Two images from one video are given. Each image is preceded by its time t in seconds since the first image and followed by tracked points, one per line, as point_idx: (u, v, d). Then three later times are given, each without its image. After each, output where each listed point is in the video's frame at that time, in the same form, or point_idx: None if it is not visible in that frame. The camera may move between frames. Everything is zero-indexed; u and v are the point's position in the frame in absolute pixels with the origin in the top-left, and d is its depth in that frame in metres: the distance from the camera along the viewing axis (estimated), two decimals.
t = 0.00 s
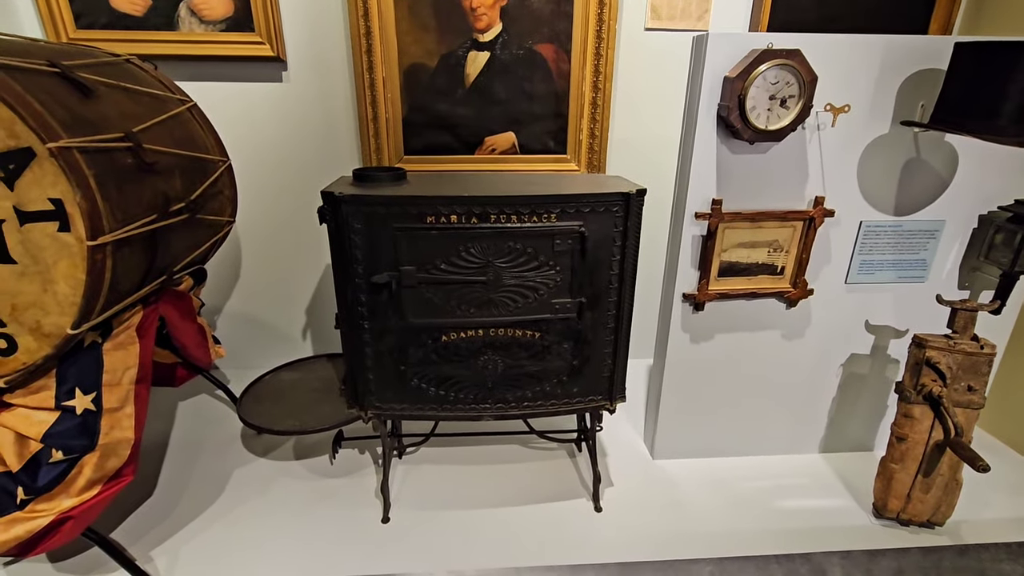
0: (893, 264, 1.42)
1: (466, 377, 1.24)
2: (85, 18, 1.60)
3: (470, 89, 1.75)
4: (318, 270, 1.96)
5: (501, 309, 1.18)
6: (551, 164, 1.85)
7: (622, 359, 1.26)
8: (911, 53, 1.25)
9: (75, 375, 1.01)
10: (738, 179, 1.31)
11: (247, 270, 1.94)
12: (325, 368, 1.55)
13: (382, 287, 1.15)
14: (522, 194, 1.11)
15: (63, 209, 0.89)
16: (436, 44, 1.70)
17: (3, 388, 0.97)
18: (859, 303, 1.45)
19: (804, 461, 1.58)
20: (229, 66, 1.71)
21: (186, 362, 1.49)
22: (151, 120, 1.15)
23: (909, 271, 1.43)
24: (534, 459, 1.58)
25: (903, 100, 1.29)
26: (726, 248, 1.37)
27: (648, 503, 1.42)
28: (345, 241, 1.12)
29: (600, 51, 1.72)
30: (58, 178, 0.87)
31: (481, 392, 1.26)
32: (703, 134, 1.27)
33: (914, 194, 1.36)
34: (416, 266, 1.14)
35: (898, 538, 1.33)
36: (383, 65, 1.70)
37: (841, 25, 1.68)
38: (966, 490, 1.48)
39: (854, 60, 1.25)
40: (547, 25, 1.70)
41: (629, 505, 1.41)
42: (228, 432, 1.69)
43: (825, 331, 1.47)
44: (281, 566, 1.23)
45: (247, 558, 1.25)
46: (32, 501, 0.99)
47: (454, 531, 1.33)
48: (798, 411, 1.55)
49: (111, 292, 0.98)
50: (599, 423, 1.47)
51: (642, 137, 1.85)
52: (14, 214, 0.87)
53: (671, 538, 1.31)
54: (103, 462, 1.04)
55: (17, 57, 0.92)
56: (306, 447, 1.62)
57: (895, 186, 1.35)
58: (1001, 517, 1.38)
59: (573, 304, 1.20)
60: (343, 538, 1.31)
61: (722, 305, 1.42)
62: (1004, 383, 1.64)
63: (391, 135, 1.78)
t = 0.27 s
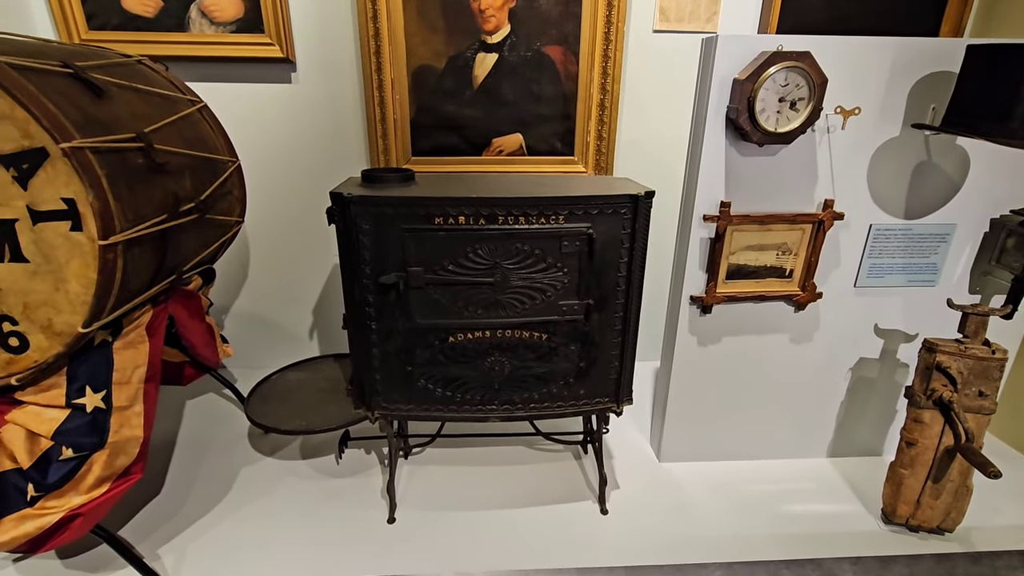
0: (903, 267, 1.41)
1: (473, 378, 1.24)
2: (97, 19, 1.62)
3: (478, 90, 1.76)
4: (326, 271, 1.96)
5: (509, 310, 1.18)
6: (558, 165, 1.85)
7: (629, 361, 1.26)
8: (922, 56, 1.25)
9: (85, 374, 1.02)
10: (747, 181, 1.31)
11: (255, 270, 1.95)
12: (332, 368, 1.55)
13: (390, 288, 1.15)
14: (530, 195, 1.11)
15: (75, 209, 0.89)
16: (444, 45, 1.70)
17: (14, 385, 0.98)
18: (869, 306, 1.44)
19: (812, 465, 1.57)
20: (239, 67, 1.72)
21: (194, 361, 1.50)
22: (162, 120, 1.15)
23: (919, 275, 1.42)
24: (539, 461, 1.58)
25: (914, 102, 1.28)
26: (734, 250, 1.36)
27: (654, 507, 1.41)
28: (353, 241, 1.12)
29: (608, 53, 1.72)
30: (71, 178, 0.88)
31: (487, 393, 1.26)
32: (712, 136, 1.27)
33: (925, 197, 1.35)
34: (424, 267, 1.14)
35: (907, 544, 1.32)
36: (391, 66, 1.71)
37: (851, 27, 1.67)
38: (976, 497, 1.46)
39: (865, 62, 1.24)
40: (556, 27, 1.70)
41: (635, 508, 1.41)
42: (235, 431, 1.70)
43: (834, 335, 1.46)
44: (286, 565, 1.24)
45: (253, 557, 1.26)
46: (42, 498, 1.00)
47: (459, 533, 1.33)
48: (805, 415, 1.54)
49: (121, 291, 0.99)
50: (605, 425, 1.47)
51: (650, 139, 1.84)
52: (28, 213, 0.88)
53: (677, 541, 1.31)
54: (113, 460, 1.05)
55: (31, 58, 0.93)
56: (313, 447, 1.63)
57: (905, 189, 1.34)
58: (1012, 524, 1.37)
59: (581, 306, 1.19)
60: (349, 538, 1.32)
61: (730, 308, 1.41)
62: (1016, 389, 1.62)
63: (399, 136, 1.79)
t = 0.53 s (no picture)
0: (918, 273, 1.39)
1: (484, 381, 1.25)
2: (118, 23, 1.65)
3: (490, 94, 1.77)
4: (338, 272, 1.98)
5: (520, 313, 1.18)
6: (570, 169, 1.85)
7: (639, 365, 1.26)
8: (938, 60, 1.24)
9: (103, 372, 1.04)
10: (759, 186, 1.30)
11: (268, 271, 1.97)
12: (344, 369, 1.56)
13: (402, 290, 1.16)
14: (542, 199, 1.11)
15: (95, 210, 0.91)
16: (457, 49, 1.72)
17: (33, 383, 0.99)
18: (883, 312, 1.43)
19: (824, 472, 1.56)
20: (255, 70, 1.74)
21: (209, 360, 1.52)
22: (180, 123, 1.17)
23: (934, 281, 1.40)
24: (548, 464, 1.58)
25: (930, 107, 1.27)
26: (747, 255, 1.36)
27: (663, 512, 1.41)
28: (366, 243, 1.13)
29: (620, 56, 1.72)
30: (92, 180, 0.89)
31: (497, 396, 1.26)
32: (725, 140, 1.27)
33: (941, 203, 1.34)
34: (436, 269, 1.14)
35: (920, 553, 1.30)
36: (405, 70, 1.72)
37: (866, 31, 1.66)
38: (992, 507, 1.44)
39: (880, 67, 1.24)
40: (568, 31, 1.71)
41: (644, 513, 1.40)
42: (247, 430, 1.72)
43: (847, 341, 1.45)
44: (297, 564, 1.25)
45: (263, 556, 1.27)
46: (60, 493, 1.03)
47: (468, 534, 1.34)
48: (817, 421, 1.53)
49: (139, 291, 1.00)
50: (615, 429, 1.46)
51: (661, 142, 1.84)
52: (50, 214, 0.90)
53: (686, 547, 1.30)
54: (129, 458, 1.06)
55: (55, 61, 0.95)
56: (324, 447, 1.64)
57: (921, 195, 1.33)
58: None
59: (591, 309, 1.19)
60: (359, 538, 1.32)
61: (741, 313, 1.41)
62: None
63: (412, 139, 1.80)
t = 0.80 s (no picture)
0: (943, 282, 1.38)
1: (503, 383, 1.26)
2: (152, 30, 1.71)
3: (511, 99, 1.78)
4: (359, 274, 2.01)
5: (539, 317, 1.20)
6: (589, 174, 1.86)
7: (658, 371, 1.26)
8: (966, 67, 1.22)
9: (137, 368, 1.07)
10: (781, 192, 1.30)
11: (291, 272, 2.01)
12: (365, 369, 1.59)
13: (424, 292, 1.18)
14: (563, 204, 1.13)
15: (134, 212, 0.94)
16: (480, 55, 1.74)
17: (71, 377, 1.02)
18: (907, 321, 1.41)
19: (844, 482, 1.54)
20: (282, 76, 1.78)
21: (234, 358, 1.56)
22: (212, 128, 1.21)
23: (960, 291, 1.38)
24: (565, 468, 1.59)
25: (957, 114, 1.25)
26: (767, 262, 1.35)
27: (680, 517, 1.40)
28: (389, 246, 1.16)
29: (641, 62, 1.72)
30: (131, 183, 0.93)
31: (516, 399, 1.28)
32: (747, 147, 1.27)
33: (968, 211, 1.32)
34: (458, 272, 1.16)
35: (943, 567, 1.28)
36: (428, 76, 1.75)
37: (891, 36, 1.64)
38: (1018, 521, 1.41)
39: (906, 73, 1.23)
40: (589, 37, 1.72)
41: (661, 519, 1.40)
42: (269, 428, 1.76)
43: (869, 349, 1.44)
44: (317, 561, 1.27)
45: (285, 551, 1.30)
46: (94, 484, 1.07)
47: (485, 536, 1.35)
48: (838, 430, 1.52)
49: (173, 291, 1.04)
50: (632, 434, 1.47)
51: (681, 148, 1.84)
52: (91, 216, 0.94)
53: (703, 554, 1.30)
54: (159, 452, 1.10)
55: (97, 68, 0.98)
56: (344, 445, 1.67)
57: (947, 202, 1.32)
58: None
59: (611, 314, 1.20)
60: (379, 536, 1.35)
61: (762, 319, 1.40)
62: None
63: (433, 143, 1.83)
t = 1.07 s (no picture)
0: (986, 293, 1.35)
1: (534, 385, 1.28)
2: (201, 38, 1.78)
3: (545, 104, 1.81)
4: (392, 275, 2.06)
5: (573, 320, 1.21)
6: (621, 179, 1.87)
7: (690, 376, 1.26)
8: (1014, 74, 1.20)
9: (187, 361, 1.12)
10: (818, 199, 1.29)
11: (325, 271, 2.06)
12: (397, 367, 1.62)
13: (460, 294, 1.20)
14: (599, 209, 1.14)
15: (191, 213, 0.99)
16: (515, 62, 1.77)
17: (127, 368, 1.07)
18: (947, 332, 1.38)
19: (879, 495, 1.51)
20: (323, 81, 1.84)
21: (272, 354, 1.61)
22: (261, 132, 1.26)
23: (1004, 301, 1.35)
24: (592, 471, 1.59)
25: (1004, 121, 1.23)
26: (803, 269, 1.34)
27: (710, 524, 1.40)
28: (427, 248, 1.18)
29: (676, 68, 1.73)
30: (190, 185, 0.98)
31: (547, 400, 1.29)
32: (784, 153, 1.26)
33: (1014, 220, 1.29)
34: (493, 274, 1.18)
35: None
36: (463, 82, 1.79)
37: (934, 42, 1.62)
38: None
39: (951, 80, 1.21)
40: (624, 43, 1.73)
41: (690, 525, 1.40)
42: (304, 423, 1.81)
43: (907, 360, 1.41)
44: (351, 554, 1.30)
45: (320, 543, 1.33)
46: (145, 471, 1.12)
47: (514, 535, 1.37)
48: (873, 441, 1.49)
49: (224, 288, 1.09)
50: (661, 439, 1.47)
51: (714, 154, 1.84)
52: (152, 216, 0.99)
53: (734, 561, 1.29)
54: (205, 442, 1.14)
55: (158, 76, 1.03)
56: (375, 442, 1.71)
57: (992, 211, 1.29)
58: None
59: (644, 318, 1.21)
60: (411, 532, 1.38)
61: (796, 327, 1.39)
62: None
63: (467, 147, 1.86)
